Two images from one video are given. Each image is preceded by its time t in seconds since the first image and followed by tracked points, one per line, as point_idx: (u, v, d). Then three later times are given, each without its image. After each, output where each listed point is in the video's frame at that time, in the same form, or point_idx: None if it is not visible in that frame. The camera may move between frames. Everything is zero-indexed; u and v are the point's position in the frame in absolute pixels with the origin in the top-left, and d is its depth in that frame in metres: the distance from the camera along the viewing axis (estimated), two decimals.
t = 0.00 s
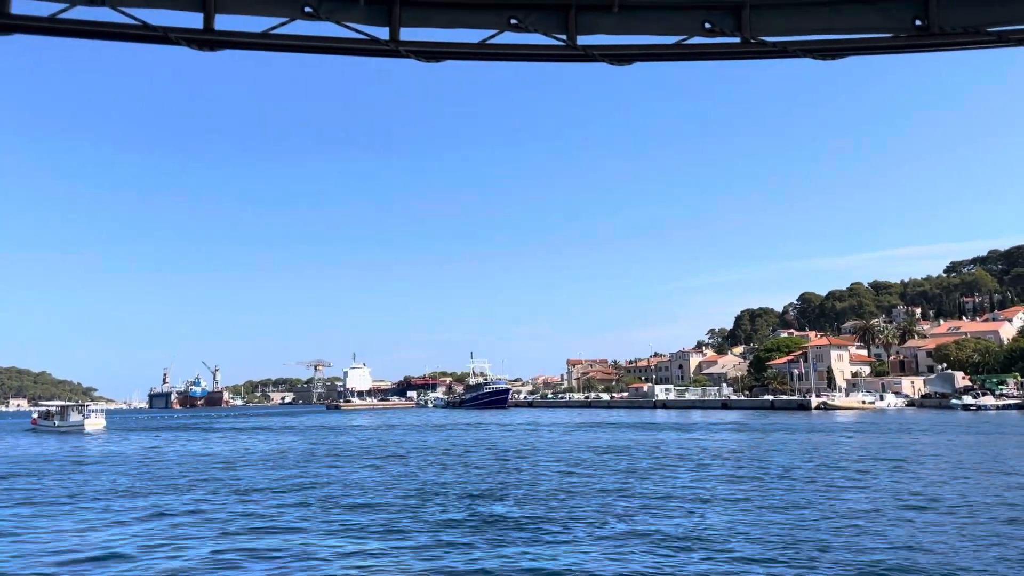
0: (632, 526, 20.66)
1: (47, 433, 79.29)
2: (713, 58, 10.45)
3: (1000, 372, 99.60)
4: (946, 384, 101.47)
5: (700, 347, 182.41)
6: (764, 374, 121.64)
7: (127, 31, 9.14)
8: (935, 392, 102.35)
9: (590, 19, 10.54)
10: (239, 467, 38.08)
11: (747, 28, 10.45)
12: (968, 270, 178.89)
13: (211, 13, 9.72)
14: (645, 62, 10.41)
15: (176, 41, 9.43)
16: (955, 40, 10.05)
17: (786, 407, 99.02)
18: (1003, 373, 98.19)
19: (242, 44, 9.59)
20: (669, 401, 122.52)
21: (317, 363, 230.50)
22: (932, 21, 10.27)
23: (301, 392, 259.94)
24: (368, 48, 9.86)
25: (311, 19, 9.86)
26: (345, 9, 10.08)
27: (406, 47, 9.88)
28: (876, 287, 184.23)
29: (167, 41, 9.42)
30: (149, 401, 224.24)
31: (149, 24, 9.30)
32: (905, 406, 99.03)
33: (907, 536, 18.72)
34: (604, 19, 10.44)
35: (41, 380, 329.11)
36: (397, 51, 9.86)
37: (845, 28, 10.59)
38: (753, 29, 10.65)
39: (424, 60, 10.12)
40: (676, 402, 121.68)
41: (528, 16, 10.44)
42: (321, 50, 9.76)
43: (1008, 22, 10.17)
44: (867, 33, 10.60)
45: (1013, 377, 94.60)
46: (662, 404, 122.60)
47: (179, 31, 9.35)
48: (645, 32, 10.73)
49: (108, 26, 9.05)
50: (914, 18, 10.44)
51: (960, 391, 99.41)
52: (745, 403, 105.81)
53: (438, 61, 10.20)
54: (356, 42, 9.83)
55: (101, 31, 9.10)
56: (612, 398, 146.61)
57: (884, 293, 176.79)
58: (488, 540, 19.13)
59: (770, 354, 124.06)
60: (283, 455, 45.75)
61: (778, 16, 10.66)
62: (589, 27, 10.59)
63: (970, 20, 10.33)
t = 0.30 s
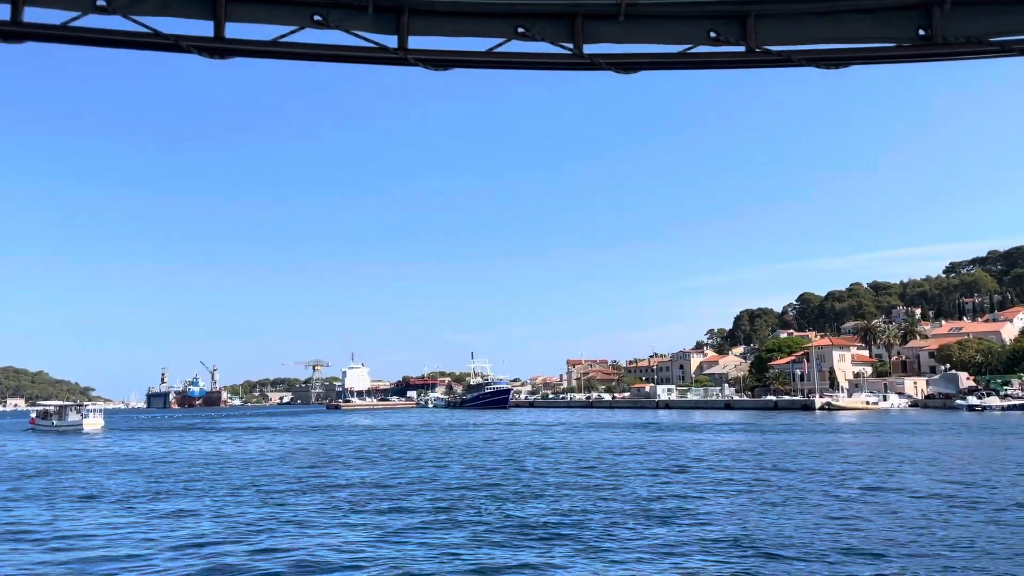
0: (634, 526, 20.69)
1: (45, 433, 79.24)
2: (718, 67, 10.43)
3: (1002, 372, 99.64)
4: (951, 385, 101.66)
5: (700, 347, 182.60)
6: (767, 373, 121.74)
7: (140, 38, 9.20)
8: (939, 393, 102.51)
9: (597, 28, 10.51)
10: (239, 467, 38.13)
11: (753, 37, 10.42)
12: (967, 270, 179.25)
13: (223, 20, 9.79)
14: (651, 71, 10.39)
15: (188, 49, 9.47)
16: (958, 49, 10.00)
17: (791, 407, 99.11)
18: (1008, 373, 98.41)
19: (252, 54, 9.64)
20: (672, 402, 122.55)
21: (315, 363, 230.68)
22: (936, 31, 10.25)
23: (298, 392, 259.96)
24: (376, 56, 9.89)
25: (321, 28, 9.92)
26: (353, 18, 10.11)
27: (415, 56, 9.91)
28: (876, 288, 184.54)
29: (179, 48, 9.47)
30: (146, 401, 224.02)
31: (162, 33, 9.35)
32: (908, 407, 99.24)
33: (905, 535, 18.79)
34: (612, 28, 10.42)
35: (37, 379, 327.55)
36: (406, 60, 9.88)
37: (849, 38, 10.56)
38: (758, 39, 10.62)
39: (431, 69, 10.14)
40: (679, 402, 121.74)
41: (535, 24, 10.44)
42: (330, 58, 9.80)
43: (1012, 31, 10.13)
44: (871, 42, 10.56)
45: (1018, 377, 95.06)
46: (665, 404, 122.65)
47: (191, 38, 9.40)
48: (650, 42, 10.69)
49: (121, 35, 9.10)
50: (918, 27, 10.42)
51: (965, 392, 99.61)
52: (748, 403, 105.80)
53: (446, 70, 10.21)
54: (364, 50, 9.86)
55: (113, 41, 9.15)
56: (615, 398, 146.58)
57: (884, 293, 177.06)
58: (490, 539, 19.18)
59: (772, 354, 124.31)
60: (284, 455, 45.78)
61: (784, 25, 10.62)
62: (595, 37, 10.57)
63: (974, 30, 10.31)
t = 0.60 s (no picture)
0: (633, 525, 20.65)
1: (44, 432, 79.10)
2: (714, 70, 10.39)
3: (1006, 371, 100.02)
4: (955, 383, 100.16)
5: (700, 346, 182.62)
6: (769, 372, 121.82)
7: (134, 41, 9.15)
8: (943, 392, 101.09)
9: (591, 30, 10.47)
10: (239, 467, 38.05)
11: (748, 40, 10.38)
12: (967, 269, 179.37)
13: (215, 23, 9.75)
14: (647, 73, 10.35)
15: (180, 51, 9.43)
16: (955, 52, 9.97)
17: (795, 406, 99.08)
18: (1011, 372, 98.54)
19: (246, 56, 9.60)
20: (675, 401, 122.45)
21: (315, 363, 230.51)
22: (932, 34, 10.21)
23: (297, 391, 259.66)
24: (369, 58, 9.83)
25: (315, 30, 9.87)
26: (347, 20, 10.08)
27: (408, 59, 9.83)
28: (876, 287, 184.57)
29: (172, 50, 9.42)
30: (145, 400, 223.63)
31: (154, 35, 9.29)
32: (912, 406, 99.23)
33: (904, 535, 18.77)
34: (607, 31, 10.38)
35: (35, 378, 326.72)
36: (400, 62, 9.80)
37: (846, 41, 10.52)
38: (754, 41, 10.58)
39: (426, 71, 10.09)
40: (682, 401, 121.66)
41: (530, 27, 10.42)
42: (323, 60, 9.75)
43: (1009, 34, 10.09)
44: (868, 44, 10.51)
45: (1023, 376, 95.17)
46: (667, 404, 122.58)
47: (184, 41, 9.36)
48: (646, 44, 10.65)
49: (114, 36, 9.04)
50: (915, 31, 10.38)
51: (969, 390, 99.69)
52: (753, 402, 105.75)
53: (441, 72, 10.17)
54: (357, 53, 9.81)
55: (104, 42, 9.09)
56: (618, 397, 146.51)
57: (884, 292, 177.13)
58: (488, 540, 19.15)
59: (775, 353, 124.49)
60: (284, 455, 45.69)
61: (780, 28, 10.59)
62: (591, 40, 10.53)
63: (971, 32, 10.27)
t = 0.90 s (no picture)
0: (631, 525, 20.52)
1: (43, 430, 78.97)
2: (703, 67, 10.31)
3: (1009, 369, 99.54)
4: (960, 380, 101.15)
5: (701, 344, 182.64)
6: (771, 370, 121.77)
7: (117, 39, 9.04)
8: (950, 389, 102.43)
9: (580, 27, 10.39)
10: (238, 465, 37.94)
11: (738, 36, 10.30)
12: (967, 267, 179.47)
13: (200, 19, 9.65)
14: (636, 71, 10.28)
15: (164, 49, 9.31)
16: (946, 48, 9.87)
17: (799, 403, 98.99)
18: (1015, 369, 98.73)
19: (232, 53, 9.48)
20: (678, 398, 122.36)
21: (315, 361, 230.22)
22: (923, 29, 10.10)
23: (297, 389, 259.54)
24: (355, 55, 9.73)
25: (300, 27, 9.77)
26: (333, 16, 9.99)
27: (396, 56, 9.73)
28: (876, 284, 184.60)
29: (156, 48, 9.29)
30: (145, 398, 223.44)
31: (137, 32, 9.18)
32: (916, 403, 99.21)
33: (899, 534, 18.70)
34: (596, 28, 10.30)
35: (35, 376, 326.45)
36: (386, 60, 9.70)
37: (837, 37, 10.41)
38: (743, 38, 10.48)
39: (414, 69, 10.01)
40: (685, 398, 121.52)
41: (518, 23, 10.33)
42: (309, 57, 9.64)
43: (1001, 30, 9.98)
44: (858, 41, 10.40)
45: None
46: (671, 401, 122.48)
47: (167, 38, 9.23)
48: (636, 41, 10.55)
49: (97, 34, 8.94)
50: (906, 26, 10.27)
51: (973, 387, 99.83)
52: (756, 399, 105.70)
53: (428, 69, 10.08)
54: (343, 50, 9.71)
55: (88, 40, 9.00)
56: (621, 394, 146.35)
57: (884, 290, 177.21)
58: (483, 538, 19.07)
59: (777, 351, 124.69)
60: (284, 452, 45.59)
61: (770, 24, 10.50)
62: (580, 37, 10.44)
63: (961, 27, 10.17)
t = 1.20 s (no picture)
0: (633, 521, 20.53)
1: (43, 427, 78.92)
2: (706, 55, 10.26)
3: (1014, 365, 100.53)
4: (965, 377, 100.69)
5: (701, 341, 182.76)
6: (774, 366, 121.82)
7: (115, 28, 8.93)
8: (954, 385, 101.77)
9: (582, 15, 10.31)
10: (240, 462, 37.94)
11: (741, 24, 10.25)
12: (968, 263, 179.67)
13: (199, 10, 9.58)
14: (639, 58, 10.21)
15: (164, 37, 9.17)
16: (951, 37, 9.83)
17: (804, 399, 99.08)
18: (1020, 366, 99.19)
19: (232, 41, 9.38)
20: (682, 395, 122.45)
21: (315, 358, 230.66)
22: (928, 17, 10.05)
23: (297, 386, 259.57)
24: (357, 44, 9.65)
25: (301, 16, 9.69)
26: (334, 6, 9.92)
27: (397, 45, 9.65)
28: (876, 281, 184.85)
29: (156, 36, 9.18)
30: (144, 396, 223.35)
31: (137, 21, 9.08)
32: (920, 399, 99.40)
33: (903, 530, 18.72)
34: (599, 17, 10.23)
35: (34, 373, 326.14)
36: (388, 48, 9.61)
37: (842, 25, 10.33)
38: (747, 25, 10.41)
39: (416, 57, 9.93)
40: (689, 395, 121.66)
41: (520, 12, 10.25)
42: (310, 46, 9.58)
43: (1006, 18, 9.94)
44: (864, 29, 10.33)
45: None
46: (675, 398, 122.59)
47: (167, 27, 9.12)
48: (638, 29, 10.48)
49: (100, 22, 8.86)
50: (911, 14, 10.21)
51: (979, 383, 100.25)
52: (760, 396, 105.75)
53: (430, 58, 10.01)
54: (344, 38, 9.63)
55: (90, 28, 8.92)
56: (623, 391, 146.52)
57: (884, 286, 177.42)
58: (485, 535, 19.07)
59: (780, 347, 124.78)
60: (287, 449, 45.64)
61: (774, 10, 10.41)
62: (582, 26, 10.38)
63: (968, 16, 10.10)
